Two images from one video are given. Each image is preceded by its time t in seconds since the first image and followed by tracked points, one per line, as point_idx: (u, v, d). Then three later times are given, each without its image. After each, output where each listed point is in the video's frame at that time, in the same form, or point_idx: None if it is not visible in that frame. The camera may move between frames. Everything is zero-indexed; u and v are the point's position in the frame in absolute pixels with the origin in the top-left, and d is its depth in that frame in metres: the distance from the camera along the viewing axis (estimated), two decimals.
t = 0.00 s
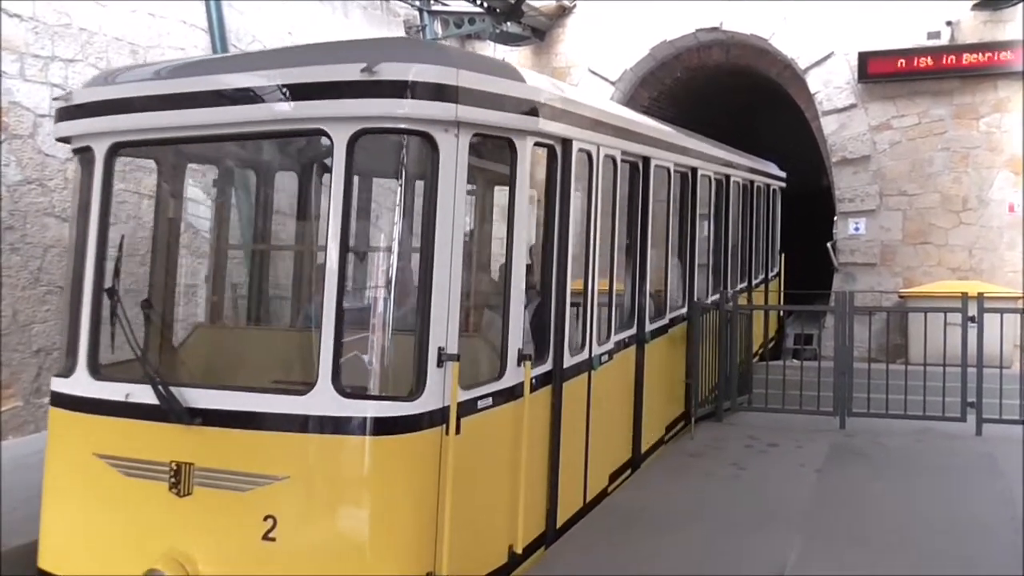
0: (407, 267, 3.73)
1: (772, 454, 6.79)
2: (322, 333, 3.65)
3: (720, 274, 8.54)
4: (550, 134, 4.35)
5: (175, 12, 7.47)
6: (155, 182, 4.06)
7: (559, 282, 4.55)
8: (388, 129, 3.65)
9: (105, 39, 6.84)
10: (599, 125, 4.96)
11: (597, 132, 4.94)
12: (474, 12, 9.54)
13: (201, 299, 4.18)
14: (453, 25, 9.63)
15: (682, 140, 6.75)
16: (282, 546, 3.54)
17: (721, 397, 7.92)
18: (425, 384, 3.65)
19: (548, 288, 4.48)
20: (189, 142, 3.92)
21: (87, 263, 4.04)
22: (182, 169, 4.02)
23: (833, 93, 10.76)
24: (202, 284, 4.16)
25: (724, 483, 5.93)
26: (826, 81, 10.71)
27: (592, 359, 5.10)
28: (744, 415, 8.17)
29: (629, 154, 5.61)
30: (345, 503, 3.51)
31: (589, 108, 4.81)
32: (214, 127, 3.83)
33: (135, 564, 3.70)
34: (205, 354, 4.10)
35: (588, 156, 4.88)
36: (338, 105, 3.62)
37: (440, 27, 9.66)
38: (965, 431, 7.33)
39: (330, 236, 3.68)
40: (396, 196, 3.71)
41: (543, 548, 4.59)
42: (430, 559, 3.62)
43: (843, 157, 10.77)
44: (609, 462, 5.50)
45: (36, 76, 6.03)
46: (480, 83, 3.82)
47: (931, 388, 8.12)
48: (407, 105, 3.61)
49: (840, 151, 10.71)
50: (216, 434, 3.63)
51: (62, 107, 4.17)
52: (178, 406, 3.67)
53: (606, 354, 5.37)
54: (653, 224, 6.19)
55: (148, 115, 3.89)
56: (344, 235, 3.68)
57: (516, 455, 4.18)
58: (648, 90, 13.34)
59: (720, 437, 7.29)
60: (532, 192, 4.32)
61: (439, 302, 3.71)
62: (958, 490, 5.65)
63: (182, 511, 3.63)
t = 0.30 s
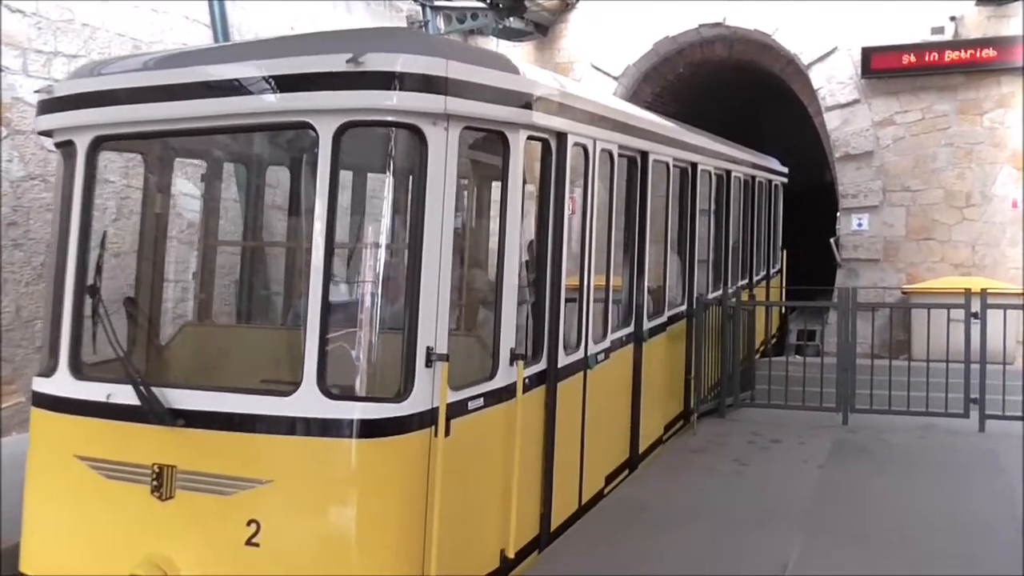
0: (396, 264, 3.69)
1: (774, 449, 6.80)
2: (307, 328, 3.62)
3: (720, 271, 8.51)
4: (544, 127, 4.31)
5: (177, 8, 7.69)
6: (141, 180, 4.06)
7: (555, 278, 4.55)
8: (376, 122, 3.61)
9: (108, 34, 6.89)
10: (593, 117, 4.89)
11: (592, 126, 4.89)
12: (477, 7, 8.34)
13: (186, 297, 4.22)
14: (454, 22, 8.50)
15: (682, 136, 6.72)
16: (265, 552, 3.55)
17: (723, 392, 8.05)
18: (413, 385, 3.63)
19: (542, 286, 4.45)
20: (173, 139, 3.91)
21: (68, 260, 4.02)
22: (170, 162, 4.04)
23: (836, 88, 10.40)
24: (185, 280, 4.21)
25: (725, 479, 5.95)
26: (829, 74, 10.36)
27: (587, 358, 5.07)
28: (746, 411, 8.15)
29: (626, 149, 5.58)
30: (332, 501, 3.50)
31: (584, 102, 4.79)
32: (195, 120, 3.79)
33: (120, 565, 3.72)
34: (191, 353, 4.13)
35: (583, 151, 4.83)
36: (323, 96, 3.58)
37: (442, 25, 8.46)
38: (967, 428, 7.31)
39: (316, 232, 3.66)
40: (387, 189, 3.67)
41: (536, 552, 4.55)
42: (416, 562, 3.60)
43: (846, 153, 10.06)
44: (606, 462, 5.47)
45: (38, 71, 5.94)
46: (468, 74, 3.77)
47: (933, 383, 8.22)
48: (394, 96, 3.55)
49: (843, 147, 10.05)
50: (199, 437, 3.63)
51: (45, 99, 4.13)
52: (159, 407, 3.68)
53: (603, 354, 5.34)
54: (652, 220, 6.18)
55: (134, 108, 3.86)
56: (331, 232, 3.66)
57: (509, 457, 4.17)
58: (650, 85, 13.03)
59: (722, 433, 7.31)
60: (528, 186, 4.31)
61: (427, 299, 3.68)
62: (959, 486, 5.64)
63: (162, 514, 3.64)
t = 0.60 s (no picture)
0: (378, 260, 3.58)
1: (775, 444, 6.80)
2: (286, 322, 3.55)
3: (718, 267, 8.48)
4: (536, 120, 4.22)
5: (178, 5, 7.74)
6: (124, 170, 3.90)
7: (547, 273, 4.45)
8: (361, 114, 3.51)
9: (108, 31, 6.94)
10: (587, 112, 4.84)
11: (587, 120, 4.84)
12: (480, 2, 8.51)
13: (174, 292, 4.08)
14: (455, 16, 8.57)
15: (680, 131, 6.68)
16: (245, 559, 3.44)
17: (726, 386, 8.06)
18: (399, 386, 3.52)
19: (533, 283, 4.37)
20: (156, 132, 3.79)
21: (47, 257, 3.87)
22: (155, 157, 3.87)
23: (838, 83, 10.13)
24: (170, 277, 4.05)
25: (726, 476, 5.93)
26: (831, 71, 10.18)
27: (581, 358, 4.97)
28: (748, 406, 8.24)
29: (620, 142, 5.51)
30: (315, 497, 3.40)
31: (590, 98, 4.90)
32: (176, 113, 3.68)
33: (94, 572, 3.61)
34: (177, 352, 4.01)
35: (577, 144, 4.77)
36: (305, 87, 3.48)
37: (444, 18, 8.50)
38: (970, 422, 7.32)
39: (297, 225, 3.56)
40: (367, 182, 3.57)
41: (528, 555, 4.48)
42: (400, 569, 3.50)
43: (848, 148, 10.12)
44: (601, 461, 5.39)
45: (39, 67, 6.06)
46: (453, 64, 3.68)
47: (935, 378, 8.12)
48: (378, 88, 3.46)
49: (845, 142, 10.10)
50: (179, 439, 3.53)
51: (19, 94, 4.02)
52: (136, 409, 3.57)
53: (597, 352, 5.24)
54: (648, 216, 6.12)
55: (110, 99, 3.74)
56: (312, 227, 3.57)
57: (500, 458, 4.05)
58: (651, 81, 13.01)
59: (724, 428, 7.33)
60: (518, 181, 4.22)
61: (412, 297, 3.57)
62: (962, 482, 5.60)
63: (140, 519, 3.53)
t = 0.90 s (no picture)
0: (362, 257, 3.56)
1: (777, 442, 6.82)
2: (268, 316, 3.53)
3: (716, 264, 8.42)
4: (527, 115, 4.19)
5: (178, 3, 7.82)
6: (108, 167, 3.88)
7: (540, 272, 4.43)
8: (344, 109, 3.50)
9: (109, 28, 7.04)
10: (583, 107, 4.80)
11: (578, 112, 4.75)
12: None
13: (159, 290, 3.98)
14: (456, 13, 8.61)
15: (678, 126, 6.65)
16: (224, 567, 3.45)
17: (726, 385, 8.03)
18: (385, 389, 3.52)
19: (525, 282, 4.35)
20: (138, 129, 3.78)
21: (24, 257, 3.86)
22: (139, 155, 3.88)
23: (839, 80, 10.29)
24: (157, 275, 3.95)
25: (729, 474, 5.97)
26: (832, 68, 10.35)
27: (575, 359, 4.94)
28: (749, 403, 8.26)
29: (618, 139, 5.46)
30: (299, 501, 3.40)
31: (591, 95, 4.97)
32: (155, 107, 3.67)
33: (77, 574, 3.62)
34: (163, 350, 3.96)
35: (570, 140, 4.72)
36: (288, 81, 3.47)
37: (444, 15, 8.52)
38: (971, 419, 7.33)
39: (279, 221, 3.53)
40: (347, 180, 3.52)
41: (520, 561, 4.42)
42: None
43: (849, 146, 10.29)
44: (597, 464, 5.35)
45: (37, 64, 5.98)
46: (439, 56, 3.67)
47: (937, 375, 8.11)
48: (363, 81, 3.46)
49: (846, 139, 10.25)
50: (159, 444, 3.51)
51: None
52: (116, 413, 3.56)
53: (591, 354, 5.21)
54: (645, 212, 6.09)
55: (93, 93, 3.74)
56: (294, 225, 3.53)
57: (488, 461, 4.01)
58: (653, 79, 13.05)
59: (725, 425, 7.36)
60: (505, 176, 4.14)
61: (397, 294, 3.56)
62: (959, 479, 5.61)
63: (122, 523, 3.54)
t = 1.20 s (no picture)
0: (344, 255, 3.55)
1: (779, 439, 6.84)
2: (247, 308, 3.52)
3: (716, 261, 8.44)
4: (517, 109, 4.18)
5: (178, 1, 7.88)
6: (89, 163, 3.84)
7: (532, 270, 4.43)
8: (326, 102, 3.49)
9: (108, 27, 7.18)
10: (576, 102, 4.80)
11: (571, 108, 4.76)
12: None
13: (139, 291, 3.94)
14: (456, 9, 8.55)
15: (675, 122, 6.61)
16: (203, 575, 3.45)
17: (727, 382, 8.06)
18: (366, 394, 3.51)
19: (517, 279, 4.33)
20: (123, 124, 3.74)
21: None
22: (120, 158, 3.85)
23: (841, 76, 10.04)
24: (140, 276, 3.92)
25: (732, 471, 6.01)
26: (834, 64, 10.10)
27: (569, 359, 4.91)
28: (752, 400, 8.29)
29: (611, 135, 5.43)
30: (281, 503, 3.39)
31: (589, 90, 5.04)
32: (135, 101, 3.65)
33: None
34: (146, 351, 3.93)
35: (563, 134, 4.70)
36: (268, 74, 3.46)
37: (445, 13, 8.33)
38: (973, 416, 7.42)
39: (259, 219, 3.53)
40: (330, 181, 3.53)
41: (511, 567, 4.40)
42: None
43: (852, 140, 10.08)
44: (591, 467, 5.33)
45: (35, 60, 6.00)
46: (425, 49, 3.66)
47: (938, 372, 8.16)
48: (344, 73, 3.44)
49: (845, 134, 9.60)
50: (139, 449, 3.51)
51: None
52: (91, 419, 3.55)
53: (585, 355, 5.18)
54: (640, 208, 6.05)
55: (74, 87, 3.72)
56: (275, 224, 3.53)
57: (476, 463, 4.00)
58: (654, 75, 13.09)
59: (727, 423, 7.39)
60: (496, 175, 4.19)
61: (381, 294, 3.55)
62: (956, 471, 5.62)
63: (101, 529, 3.53)
